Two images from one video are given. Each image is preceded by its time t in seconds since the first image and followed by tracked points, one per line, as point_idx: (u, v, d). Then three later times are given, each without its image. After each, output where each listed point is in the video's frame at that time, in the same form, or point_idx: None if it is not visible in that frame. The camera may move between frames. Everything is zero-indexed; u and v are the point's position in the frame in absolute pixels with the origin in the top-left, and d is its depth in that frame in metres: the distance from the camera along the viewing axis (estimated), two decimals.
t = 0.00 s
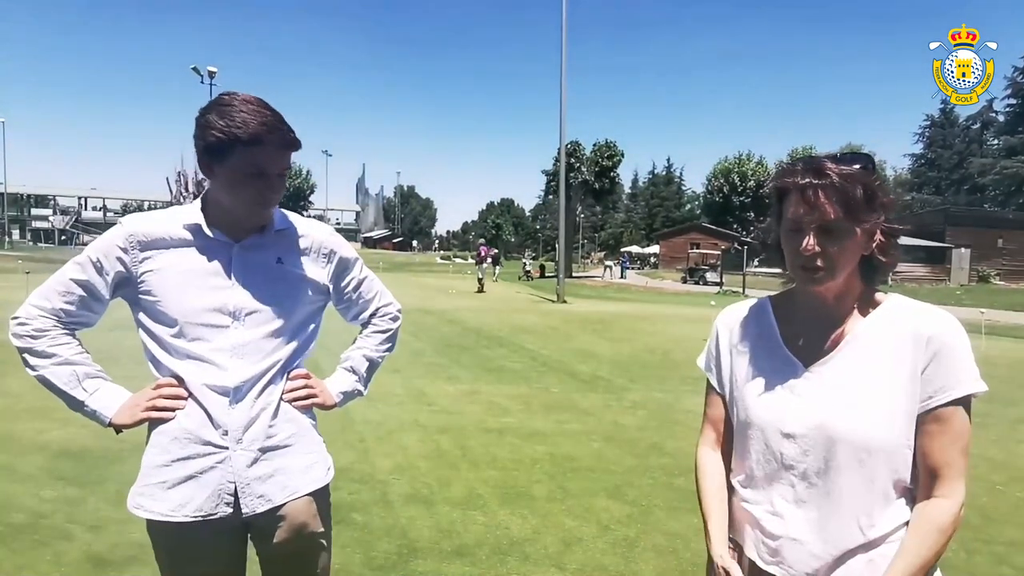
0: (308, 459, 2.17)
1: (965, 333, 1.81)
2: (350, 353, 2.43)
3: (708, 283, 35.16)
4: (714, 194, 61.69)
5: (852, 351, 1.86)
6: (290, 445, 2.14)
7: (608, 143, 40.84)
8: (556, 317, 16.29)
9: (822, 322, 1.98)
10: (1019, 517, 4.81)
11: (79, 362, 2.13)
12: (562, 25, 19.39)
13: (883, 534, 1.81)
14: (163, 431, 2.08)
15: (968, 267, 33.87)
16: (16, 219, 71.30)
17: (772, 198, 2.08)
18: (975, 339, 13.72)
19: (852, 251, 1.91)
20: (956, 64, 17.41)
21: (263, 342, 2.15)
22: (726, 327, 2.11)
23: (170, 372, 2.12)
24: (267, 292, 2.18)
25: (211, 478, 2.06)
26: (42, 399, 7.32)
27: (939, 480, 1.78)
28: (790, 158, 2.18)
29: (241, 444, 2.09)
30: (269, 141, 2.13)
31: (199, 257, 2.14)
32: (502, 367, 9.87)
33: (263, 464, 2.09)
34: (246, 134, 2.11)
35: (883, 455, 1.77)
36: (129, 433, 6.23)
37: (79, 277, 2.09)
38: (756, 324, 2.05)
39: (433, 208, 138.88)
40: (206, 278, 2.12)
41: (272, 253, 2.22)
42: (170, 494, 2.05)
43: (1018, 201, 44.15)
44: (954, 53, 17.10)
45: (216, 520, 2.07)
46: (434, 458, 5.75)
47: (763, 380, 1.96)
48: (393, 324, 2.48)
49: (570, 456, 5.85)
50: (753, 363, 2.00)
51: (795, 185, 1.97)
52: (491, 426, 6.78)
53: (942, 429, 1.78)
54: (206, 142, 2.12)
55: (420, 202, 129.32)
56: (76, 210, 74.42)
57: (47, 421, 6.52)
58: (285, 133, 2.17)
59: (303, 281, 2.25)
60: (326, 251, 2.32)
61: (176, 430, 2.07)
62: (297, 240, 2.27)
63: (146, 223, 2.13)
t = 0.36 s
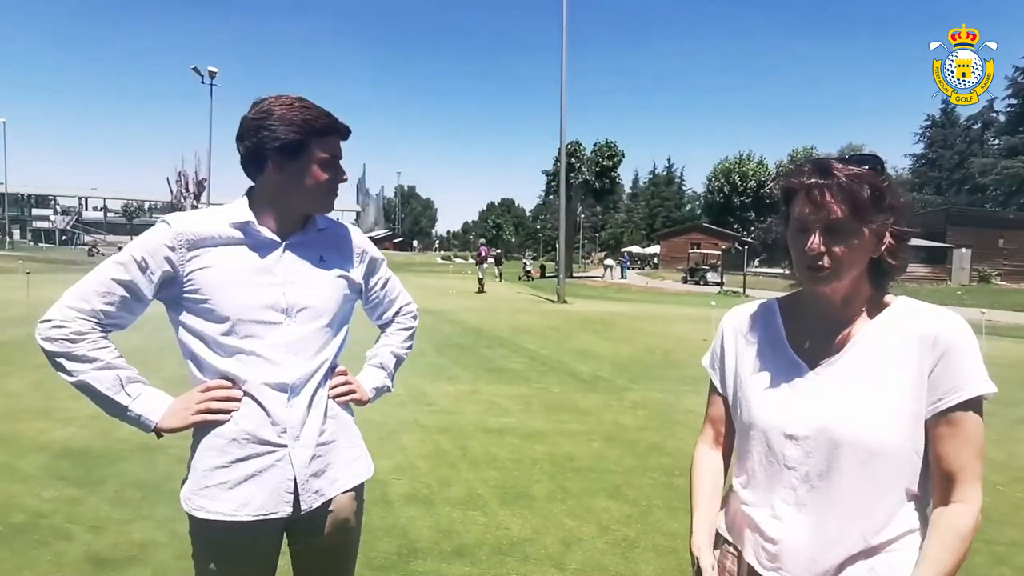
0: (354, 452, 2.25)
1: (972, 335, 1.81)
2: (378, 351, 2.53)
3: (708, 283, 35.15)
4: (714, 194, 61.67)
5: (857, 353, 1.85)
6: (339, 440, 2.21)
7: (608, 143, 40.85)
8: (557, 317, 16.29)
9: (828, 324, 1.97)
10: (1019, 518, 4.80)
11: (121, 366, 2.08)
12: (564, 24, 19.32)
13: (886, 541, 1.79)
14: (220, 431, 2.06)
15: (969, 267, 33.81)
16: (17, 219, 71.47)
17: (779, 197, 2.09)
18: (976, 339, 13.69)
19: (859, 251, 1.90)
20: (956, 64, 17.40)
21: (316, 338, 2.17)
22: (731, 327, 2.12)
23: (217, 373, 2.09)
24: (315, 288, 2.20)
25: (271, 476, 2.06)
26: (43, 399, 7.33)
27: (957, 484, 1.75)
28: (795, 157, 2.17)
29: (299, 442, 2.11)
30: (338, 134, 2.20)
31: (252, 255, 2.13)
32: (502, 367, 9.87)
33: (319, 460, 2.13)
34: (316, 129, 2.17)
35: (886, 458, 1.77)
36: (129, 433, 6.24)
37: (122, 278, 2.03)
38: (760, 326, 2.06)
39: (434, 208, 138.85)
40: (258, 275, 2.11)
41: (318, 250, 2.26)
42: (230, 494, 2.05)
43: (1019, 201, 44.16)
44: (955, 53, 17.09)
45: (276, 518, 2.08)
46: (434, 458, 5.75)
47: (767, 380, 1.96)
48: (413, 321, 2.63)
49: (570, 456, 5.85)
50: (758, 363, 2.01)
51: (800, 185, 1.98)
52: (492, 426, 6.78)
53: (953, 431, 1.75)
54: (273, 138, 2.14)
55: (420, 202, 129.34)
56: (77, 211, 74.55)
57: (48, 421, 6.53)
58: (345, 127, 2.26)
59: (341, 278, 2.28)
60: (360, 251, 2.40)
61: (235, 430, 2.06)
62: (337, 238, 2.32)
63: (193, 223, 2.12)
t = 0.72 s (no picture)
0: (393, 442, 2.38)
1: (979, 336, 1.79)
2: (398, 346, 2.61)
3: (709, 280, 35.09)
4: (715, 191, 61.51)
5: (858, 352, 1.85)
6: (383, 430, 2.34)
7: (609, 139, 40.76)
8: (557, 315, 16.28)
9: (829, 322, 1.97)
10: (1019, 515, 4.80)
11: (177, 368, 2.06)
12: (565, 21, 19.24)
13: (889, 542, 1.78)
14: (280, 427, 2.08)
15: (971, 264, 33.66)
16: (18, 216, 71.58)
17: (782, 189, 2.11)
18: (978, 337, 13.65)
19: (859, 241, 1.90)
20: (956, 63, 17.32)
21: (363, 333, 2.27)
22: (731, 322, 2.13)
23: (270, 372, 2.11)
24: (359, 285, 2.28)
25: (330, 467, 2.13)
26: (44, 395, 7.35)
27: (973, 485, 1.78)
28: (802, 154, 2.19)
29: (353, 433, 2.21)
30: (386, 139, 2.30)
31: (306, 253, 2.16)
32: (503, 364, 9.87)
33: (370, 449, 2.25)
34: (368, 136, 2.26)
35: (887, 459, 1.77)
36: (131, 429, 6.25)
37: (178, 277, 2.01)
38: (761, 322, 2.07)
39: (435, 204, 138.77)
40: (310, 273, 2.14)
41: (358, 248, 2.36)
42: (291, 487, 2.09)
43: (1021, 199, 43.95)
44: (955, 53, 17.01)
45: (333, 505, 2.17)
46: (435, 454, 5.76)
47: (767, 377, 1.97)
48: (423, 317, 2.78)
49: (570, 453, 5.86)
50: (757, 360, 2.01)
51: (803, 175, 2.00)
52: (493, 423, 6.79)
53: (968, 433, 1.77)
54: (330, 145, 2.17)
55: (422, 199, 129.09)
56: (78, 207, 74.62)
57: (49, 417, 6.55)
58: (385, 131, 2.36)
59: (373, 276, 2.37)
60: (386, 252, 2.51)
61: (295, 426, 2.09)
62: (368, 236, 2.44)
63: (246, 221, 2.11)
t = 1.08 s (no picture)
0: (408, 433, 2.44)
1: (971, 332, 1.80)
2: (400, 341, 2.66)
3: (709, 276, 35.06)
4: (716, 187, 61.39)
5: (853, 349, 1.85)
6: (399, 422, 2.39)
7: (610, 135, 40.66)
8: (557, 311, 16.28)
9: (827, 318, 1.96)
10: (1018, 512, 4.81)
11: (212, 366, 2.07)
12: (565, 16, 19.14)
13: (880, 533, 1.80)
14: (309, 423, 2.10)
15: (971, 260, 33.57)
16: (19, 211, 71.59)
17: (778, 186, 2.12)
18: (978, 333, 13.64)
19: (856, 237, 1.91)
20: (956, 63, 17.25)
21: (381, 329, 2.30)
22: (728, 323, 2.14)
23: (298, 368, 2.11)
24: (376, 282, 2.31)
25: (357, 458, 2.17)
26: (46, 391, 7.37)
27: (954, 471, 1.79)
28: (797, 151, 2.20)
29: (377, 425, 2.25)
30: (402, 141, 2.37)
31: (332, 252, 2.17)
32: (503, 360, 9.88)
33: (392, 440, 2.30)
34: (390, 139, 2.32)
35: (883, 455, 1.77)
36: (132, 425, 6.27)
37: (213, 276, 2.00)
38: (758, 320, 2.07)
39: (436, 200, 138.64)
40: (334, 271, 2.15)
41: (372, 247, 2.39)
42: (320, 480, 2.11)
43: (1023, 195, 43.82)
44: (955, 52, 16.95)
45: (360, 495, 2.20)
46: (436, 450, 5.77)
47: (762, 374, 1.96)
48: (420, 312, 2.81)
49: (571, 449, 5.87)
50: (753, 358, 2.01)
51: (801, 172, 2.01)
52: (494, 419, 6.81)
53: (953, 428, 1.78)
54: (357, 146, 2.21)
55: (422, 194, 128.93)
56: (79, 203, 74.62)
57: (51, 413, 6.57)
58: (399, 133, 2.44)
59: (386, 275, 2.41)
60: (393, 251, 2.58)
61: (325, 422, 2.11)
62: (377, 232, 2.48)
63: (276, 219, 2.12)
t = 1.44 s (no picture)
0: (405, 432, 2.43)
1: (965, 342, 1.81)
2: (397, 339, 2.66)
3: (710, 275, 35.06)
4: (716, 186, 61.35)
5: (849, 351, 1.86)
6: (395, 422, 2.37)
7: (610, 134, 40.64)
8: (558, 310, 16.28)
9: (821, 323, 1.97)
10: (1018, 511, 4.81)
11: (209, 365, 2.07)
12: (566, 17, 19.13)
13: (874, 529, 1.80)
14: (305, 423, 2.10)
15: (972, 260, 33.53)
16: (19, 210, 71.60)
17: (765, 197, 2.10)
18: (978, 332, 13.63)
19: (846, 249, 1.90)
20: (956, 63, 17.23)
21: (378, 329, 2.31)
22: (723, 331, 2.12)
23: (295, 368, 2.12)
24: (373, 282, 2.31)
25: (352, 458, 2.17)
26: (47, 391, 7.37)
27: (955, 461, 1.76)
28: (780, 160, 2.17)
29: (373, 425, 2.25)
30: (391, 138, 2.23)
31: (330, 253, 2.18)
32: (503, 359, 9.88)
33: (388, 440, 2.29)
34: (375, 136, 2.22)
35: (879, 455, 1.77)
36: (132, 424, 6.28)
37: (211, 275, 2.01)
38: (750, 326, 2.06)
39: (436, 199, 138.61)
40: (331, 272, 2.15)
41: (369, 249, 2.38)
42: (316, 478, 2.11)
43: None
44: (954, 52, 16.92)
45: (355, 494, 2.21)
46: (436, 449, 5.78)
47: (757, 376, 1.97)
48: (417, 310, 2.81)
49: (571, 448, 5.88)
50: (747, 361, 2.01)
51: (786, 187, 1.98)
52: (494, 418, 6.81)
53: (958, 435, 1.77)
54: (328, 141, 2.20)
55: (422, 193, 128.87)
56: (79, 202, 74.62)
57: (51, 413, 6.57)
58: (403, 133, 2.30)
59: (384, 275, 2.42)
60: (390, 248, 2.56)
61: (321, 421, 2.12)
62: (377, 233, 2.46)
63: (274, 219, 2.12)
